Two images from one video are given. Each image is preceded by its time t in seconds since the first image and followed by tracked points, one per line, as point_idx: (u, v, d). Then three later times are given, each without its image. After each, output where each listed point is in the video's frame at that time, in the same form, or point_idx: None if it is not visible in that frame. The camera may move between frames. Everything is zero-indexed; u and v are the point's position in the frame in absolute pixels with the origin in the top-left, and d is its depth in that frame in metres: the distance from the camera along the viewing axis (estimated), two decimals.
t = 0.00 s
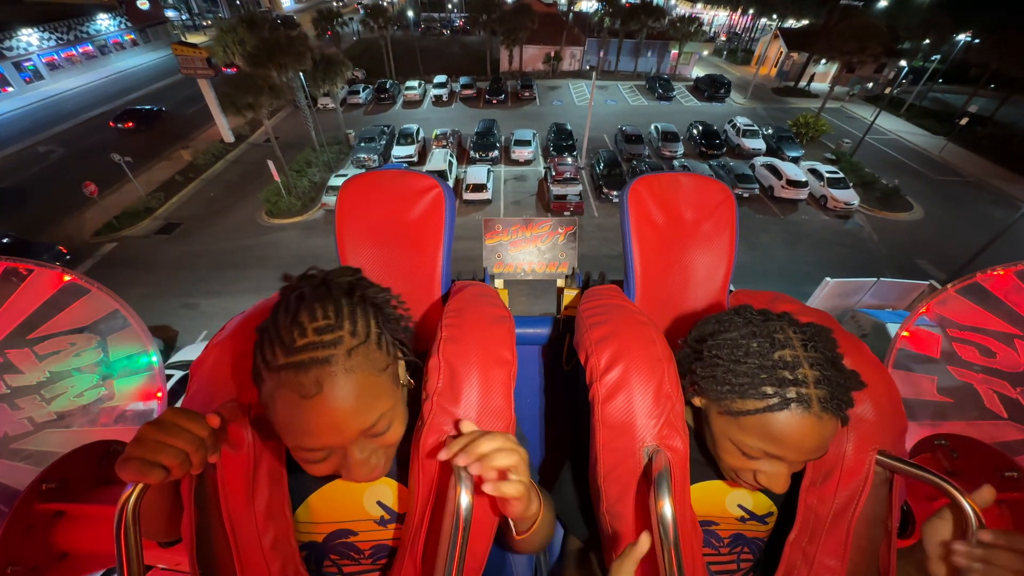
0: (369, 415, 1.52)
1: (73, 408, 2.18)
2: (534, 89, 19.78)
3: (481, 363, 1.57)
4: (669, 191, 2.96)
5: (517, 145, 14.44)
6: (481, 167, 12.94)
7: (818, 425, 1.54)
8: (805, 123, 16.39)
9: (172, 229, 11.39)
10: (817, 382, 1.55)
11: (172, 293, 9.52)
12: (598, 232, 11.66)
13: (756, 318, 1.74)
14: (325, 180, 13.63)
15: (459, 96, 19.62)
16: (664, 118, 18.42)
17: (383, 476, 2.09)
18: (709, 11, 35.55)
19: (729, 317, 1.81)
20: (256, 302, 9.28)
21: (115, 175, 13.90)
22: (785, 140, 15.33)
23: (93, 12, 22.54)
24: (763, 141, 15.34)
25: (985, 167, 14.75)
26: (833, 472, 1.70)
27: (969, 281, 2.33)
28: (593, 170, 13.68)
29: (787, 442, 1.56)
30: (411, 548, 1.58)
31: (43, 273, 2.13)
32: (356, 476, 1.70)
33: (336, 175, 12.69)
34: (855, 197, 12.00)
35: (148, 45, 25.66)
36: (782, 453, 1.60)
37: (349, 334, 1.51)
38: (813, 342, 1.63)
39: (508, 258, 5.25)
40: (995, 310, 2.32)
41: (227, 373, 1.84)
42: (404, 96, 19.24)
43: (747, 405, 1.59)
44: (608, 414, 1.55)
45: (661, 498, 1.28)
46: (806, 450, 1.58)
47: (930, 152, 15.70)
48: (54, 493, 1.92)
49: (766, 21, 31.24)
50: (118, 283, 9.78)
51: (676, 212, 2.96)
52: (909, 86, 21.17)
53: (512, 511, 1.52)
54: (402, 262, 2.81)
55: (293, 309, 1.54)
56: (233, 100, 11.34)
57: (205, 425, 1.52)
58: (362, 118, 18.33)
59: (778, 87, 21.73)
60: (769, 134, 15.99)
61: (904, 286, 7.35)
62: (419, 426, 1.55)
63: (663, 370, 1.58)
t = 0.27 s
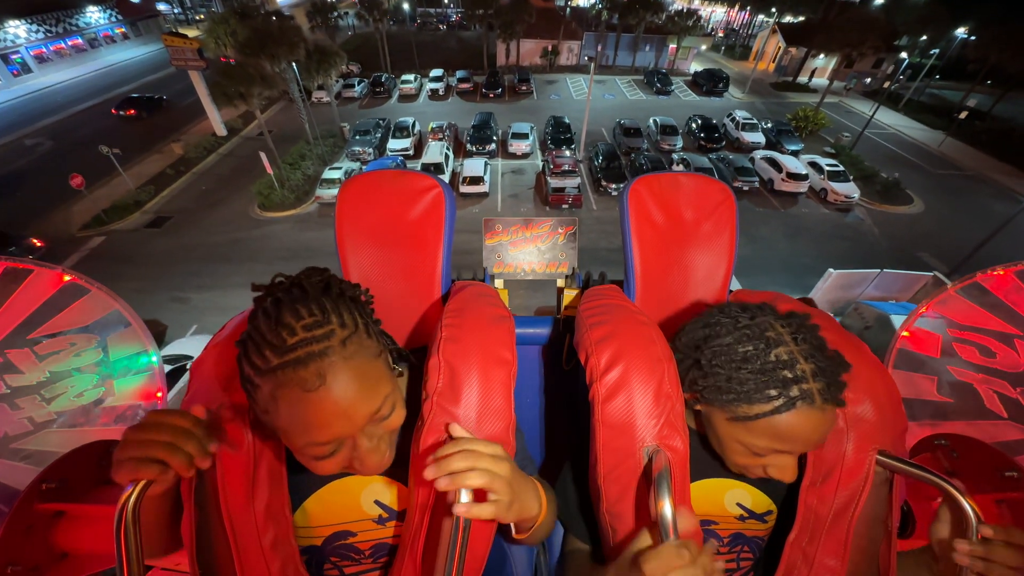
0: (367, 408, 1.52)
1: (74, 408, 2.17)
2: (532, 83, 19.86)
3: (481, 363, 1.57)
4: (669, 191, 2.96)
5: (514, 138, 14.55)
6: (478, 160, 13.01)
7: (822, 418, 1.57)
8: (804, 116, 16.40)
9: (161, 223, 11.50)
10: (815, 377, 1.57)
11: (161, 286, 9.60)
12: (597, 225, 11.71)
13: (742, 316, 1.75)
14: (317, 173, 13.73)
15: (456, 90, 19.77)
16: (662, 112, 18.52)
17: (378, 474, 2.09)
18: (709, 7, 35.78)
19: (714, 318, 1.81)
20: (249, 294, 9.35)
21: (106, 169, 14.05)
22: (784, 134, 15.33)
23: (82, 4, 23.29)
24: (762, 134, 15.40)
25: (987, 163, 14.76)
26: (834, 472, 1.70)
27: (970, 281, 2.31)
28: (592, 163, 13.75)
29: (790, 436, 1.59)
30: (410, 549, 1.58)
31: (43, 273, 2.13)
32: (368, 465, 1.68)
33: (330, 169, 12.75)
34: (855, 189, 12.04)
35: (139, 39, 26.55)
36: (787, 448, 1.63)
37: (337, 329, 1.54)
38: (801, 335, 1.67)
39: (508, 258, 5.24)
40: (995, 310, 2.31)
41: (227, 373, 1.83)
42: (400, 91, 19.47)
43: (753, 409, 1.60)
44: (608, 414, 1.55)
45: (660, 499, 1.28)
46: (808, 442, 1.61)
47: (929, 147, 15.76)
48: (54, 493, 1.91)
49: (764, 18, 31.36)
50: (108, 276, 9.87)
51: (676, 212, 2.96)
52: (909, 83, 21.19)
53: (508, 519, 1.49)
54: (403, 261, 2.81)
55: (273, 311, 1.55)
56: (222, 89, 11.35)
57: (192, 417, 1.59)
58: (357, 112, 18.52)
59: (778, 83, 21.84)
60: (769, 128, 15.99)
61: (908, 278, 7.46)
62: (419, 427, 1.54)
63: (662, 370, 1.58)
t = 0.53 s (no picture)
0: (365, 399, 1.53)
1: (73, 407, 2.15)
2: (532, 80, 20.00)
3: (481, 363, 1.56)
4: (669, 190, 2.96)
5: (515, 134, 14.68)
6: (478, 154, 13.07)
7: (815, 394, 1.59)
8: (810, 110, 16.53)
9: (158, 219, 11.63)
10: (807, 354, 1.63)
11: (158, 282, 9.68)
12: (599, 219, 11.74)
13: (728, 308, 1.78)
14: (316, 169, 13.94)
15: (456, 87, 19.98)
16: (664, 107, 18.74)
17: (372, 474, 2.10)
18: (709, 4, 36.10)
19: (706, 310, 1.84)
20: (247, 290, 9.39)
21: (103, 165, 14.18)
22: (788, 128, 15.53)
23: (81, 3, 23.43)
24: (766, 128, 15.66)
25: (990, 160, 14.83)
26: (834, 472, 1.71)
27: (969, 282, 2.36)
28: (594, 158, 13.82)
29: (793, 419, 1.64)
30: (410, 549, 1.58)
31: (43, 273, 2.13)
32: (364, 457, 1.71)
33: (328, 164, 12.82)
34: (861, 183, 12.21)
35: (138, 38, 26.51)
36: (788, 428, 1.68)
37: (335, 324, 1.55)
38: (784, 315, 1.73)
39: (508, 258, 5.24)
40: (996, 310, 2.32)
41: (227, 373, 1.83)
42: (400, 87, 19.71)
43: (759, 395, 1.62)
44: (608, 414, 1.55)
45: (661, 499, 1.28)
46: (810, 419, 1.64)
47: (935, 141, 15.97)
48: (54, 493, 1.87)
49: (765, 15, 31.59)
50: (103, 273, 9.94)
51: (676, 212, 2.96)
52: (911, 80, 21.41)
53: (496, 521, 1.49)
54: (403, 261, 2.81)
55: (270, 307, 1.54)
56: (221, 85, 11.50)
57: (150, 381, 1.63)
58: (357, 109, 18.64)
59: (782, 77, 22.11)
60: (774, 122, 16.17)
61: (918, 270, 7.70)
62: (420, 427, 1.54)
63: (662, 370, 1.58)
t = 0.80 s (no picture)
0: (367, 396, 1.54)
1: (73, 407, 2.14)
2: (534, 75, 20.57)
3: (481, 363, 1.56)
4: (669, 190, 2.96)
5: (517, 128, 14.85)
6: (479, 148, 13.24)
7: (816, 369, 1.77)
8: (814, 104, 17.23)
9: (155, 213, 11.90)
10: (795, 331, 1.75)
11: (154, 276, 9.85)
12: (603, 213, 11.85)
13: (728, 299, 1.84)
14: (315, 163, 14.24)
15: (457, 82, 20.30)
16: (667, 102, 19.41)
17: (372, 476, 2.08)
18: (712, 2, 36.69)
19: (705, 296, 1.91)
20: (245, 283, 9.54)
21: (100, 160, 14.48)
22: (793, 122, 16.14)
23: None
24: (771, 123, 16.11)
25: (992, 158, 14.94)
26: (834, 472, 1.70)
27: (971, 282, 2.33)
28: (597, 151, 14.03)
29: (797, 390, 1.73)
30: (410, 549, 1.59)
31: (42, 273, 2.14)
32: (366, 455, 1.70)
33: (326, 158, 12.98)
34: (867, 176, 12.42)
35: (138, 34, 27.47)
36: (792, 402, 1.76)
37: (334, 323, 1.55)
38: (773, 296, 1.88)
39: (508, 258, 5.24)
40: (995, 310, 2.29)
41: (226, 374, 1.83)
42: (400, 83, 20.11)
43: (778, 370, 1.69)
44: (608, 414, 1.55)
45: (660, 499, 1.28)
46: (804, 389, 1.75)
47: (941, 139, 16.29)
48: (54, 493, 1.88)
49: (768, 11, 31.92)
50: (101, 267, 10.17)
51: (676, 212, 2.96)
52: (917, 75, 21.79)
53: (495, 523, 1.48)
54: (403, 261, 2.81)
55: (268, 306, 1.54)
56: (214, 73, 11.56)
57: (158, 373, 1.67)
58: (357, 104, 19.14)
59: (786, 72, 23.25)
60: (778, 117, 16.74)
61: (929, 262, 7.77)
62: (421, 428, 1.53)
63: (663, 370, 1.58)
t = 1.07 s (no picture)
0: (362, 404, 1.54)
1: (74, 407, 2.14)
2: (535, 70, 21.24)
3: (481, 363, 1.56)
4: (670, 190, 2.96)
5: (519, 122, 15.19)
6: (480, 142, 13.47)
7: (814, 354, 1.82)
8: (820, 101, 17.78)
9: (151, 205, 12.17)
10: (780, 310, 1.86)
11: (149, 267, 10.01)
12: (606, 207, 12.00)
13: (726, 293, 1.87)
14: (313, 155, 14.64)
15: (458, 76, 21.26)
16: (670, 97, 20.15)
17: (364, 478, 2.07)
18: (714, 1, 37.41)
19: (700, 293, 1.90)
20: (243, 274, 9.69)
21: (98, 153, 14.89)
22: (798, 118, 16.17)
23: None
24: (776, 119, 16.37)
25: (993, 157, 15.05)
26: (834, 472, 1.70)
27: (971, 281, 2.34)
28: (600, 145, 14.23)
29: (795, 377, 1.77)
30: (411, 548, 1.60)
31: (42, 273, 2.11)
32: (358, 462, 1.69)
33: (326, 150, 13.15)
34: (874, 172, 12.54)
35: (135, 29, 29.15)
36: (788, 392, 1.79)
37: (333, 325, 1.56)
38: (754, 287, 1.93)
39: (508, 258, 5.24)
40: (996, 311, 2.29)
41: (224, 374, 1.82)
42: (401, 77, 20.85)
43: (782, 360, 1.71)
44: (608, 414, 1.55)
45: (661, 499, 1.28)
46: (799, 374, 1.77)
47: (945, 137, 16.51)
48: (54, 493, 1.86)
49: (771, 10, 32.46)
50: (93, 258, 10.34)
51: (676, 212, 2.96)
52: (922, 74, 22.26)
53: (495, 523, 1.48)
54: (403, 262, 2.81)
55: (266, 308, 1.55)
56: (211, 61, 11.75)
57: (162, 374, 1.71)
58: (356, 97, 19.90)
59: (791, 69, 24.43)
60: (783, 112, 16.91)
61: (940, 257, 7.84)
62: (421, 428, 1.53)
63: (662, 370, 1.58)
